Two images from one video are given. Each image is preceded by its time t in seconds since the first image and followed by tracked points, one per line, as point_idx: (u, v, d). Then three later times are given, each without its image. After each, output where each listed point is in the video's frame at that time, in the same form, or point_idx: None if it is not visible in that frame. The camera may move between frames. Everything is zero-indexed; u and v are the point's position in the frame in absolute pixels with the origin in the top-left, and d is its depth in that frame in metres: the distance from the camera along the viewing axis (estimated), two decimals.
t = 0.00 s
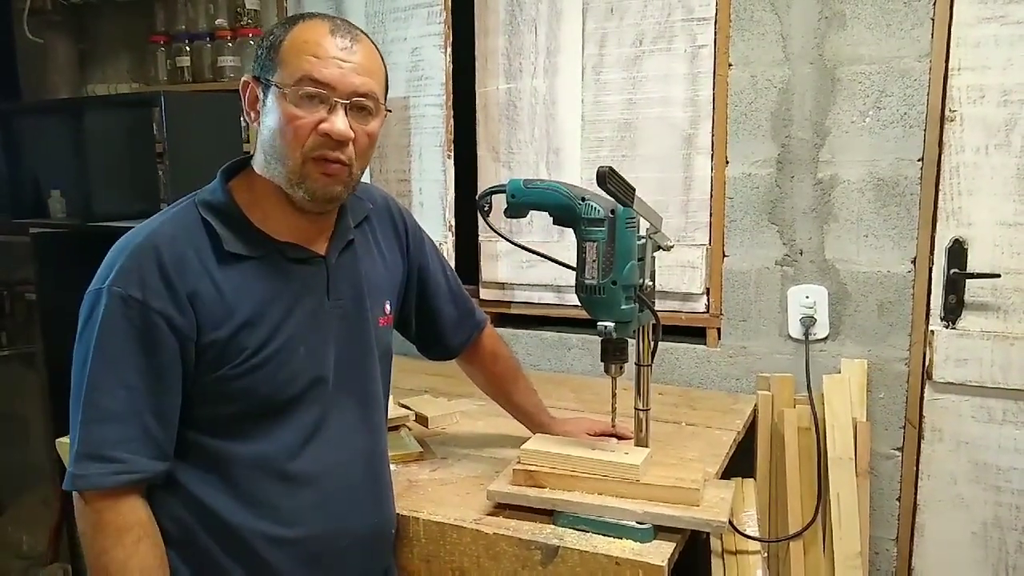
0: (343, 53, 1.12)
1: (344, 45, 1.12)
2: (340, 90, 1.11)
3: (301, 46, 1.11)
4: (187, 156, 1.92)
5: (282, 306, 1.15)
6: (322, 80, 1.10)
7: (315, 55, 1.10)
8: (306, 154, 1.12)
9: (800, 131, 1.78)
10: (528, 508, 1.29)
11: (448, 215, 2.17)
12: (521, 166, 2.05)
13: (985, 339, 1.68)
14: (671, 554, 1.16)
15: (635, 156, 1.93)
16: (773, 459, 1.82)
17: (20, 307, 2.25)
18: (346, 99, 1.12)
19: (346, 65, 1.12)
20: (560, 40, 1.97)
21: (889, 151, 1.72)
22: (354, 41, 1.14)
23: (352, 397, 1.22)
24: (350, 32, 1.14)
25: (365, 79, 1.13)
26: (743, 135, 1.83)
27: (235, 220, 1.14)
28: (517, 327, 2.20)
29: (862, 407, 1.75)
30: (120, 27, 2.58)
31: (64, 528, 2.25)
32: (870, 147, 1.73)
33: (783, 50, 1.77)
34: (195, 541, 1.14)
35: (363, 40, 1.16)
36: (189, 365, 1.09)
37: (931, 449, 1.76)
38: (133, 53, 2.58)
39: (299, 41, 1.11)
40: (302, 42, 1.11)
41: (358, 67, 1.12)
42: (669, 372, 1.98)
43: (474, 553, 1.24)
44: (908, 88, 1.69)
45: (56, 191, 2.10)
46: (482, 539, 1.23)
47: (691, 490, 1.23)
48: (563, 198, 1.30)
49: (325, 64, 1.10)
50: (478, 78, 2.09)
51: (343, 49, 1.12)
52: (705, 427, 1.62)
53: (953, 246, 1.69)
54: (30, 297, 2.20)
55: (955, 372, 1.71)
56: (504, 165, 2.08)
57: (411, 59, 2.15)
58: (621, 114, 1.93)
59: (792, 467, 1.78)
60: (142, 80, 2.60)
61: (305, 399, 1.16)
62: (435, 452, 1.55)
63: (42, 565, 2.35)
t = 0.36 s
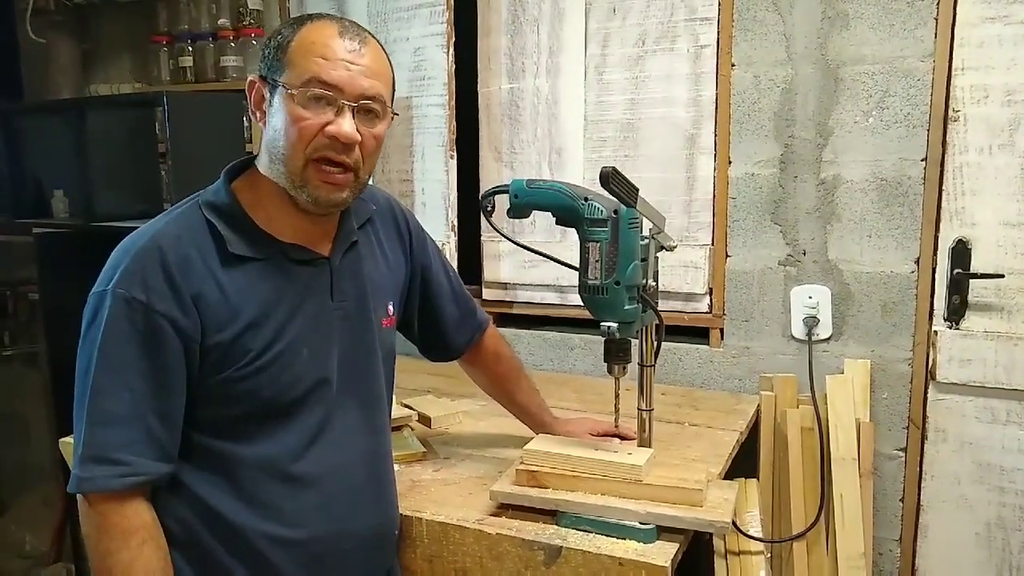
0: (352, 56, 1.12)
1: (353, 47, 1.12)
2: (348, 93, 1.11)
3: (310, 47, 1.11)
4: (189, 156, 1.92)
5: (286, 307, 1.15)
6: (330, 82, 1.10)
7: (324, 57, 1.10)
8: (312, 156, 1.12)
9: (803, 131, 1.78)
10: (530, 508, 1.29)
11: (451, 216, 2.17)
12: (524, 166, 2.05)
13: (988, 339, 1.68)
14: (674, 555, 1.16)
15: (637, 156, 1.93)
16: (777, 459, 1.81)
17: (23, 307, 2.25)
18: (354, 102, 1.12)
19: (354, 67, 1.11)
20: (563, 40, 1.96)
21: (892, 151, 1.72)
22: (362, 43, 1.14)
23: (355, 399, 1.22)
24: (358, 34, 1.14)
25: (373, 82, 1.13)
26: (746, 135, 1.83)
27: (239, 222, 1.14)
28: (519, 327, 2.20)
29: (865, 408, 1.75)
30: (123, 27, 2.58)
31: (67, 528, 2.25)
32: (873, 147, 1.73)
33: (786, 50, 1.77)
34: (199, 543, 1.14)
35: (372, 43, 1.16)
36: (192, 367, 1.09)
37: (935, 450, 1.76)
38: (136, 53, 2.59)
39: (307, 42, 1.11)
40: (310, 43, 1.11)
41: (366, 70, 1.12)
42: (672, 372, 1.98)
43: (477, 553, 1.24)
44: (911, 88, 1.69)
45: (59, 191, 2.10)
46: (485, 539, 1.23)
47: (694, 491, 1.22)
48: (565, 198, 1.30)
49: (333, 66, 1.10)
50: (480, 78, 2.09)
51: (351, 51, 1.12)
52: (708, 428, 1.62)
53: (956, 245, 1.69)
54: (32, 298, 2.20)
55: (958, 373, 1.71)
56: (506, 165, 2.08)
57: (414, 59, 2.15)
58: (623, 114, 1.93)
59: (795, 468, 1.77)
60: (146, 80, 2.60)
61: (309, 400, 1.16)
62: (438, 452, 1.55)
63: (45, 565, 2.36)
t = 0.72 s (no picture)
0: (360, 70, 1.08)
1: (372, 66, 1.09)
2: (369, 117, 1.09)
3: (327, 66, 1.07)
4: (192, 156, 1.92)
5: (278, 311, 1.14)
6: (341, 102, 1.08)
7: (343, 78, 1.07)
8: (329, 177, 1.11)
9: (806, 131, 1.78)
10: (532, 508, 1.29)
11: (453, 216, 2.17)
12: (525, 166, 2.05)
13: (991, 340, 1.68)
14: (676, 556, 1.15)
15: (640, 155, 1.93)
16: (778, 460, 1.81)
17: (25, 306, 2.26)
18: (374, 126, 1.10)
19: (377, 83, 1.09)
20: (565, 40, 1.96)
21: (895, 151, 1.71)
22: (380, 61, 1.10)
23: (350, 401, 1.22)
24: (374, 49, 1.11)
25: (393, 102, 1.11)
26: (748, 136, 1.82)
27: (229, 228, 1.13)
28: (521, 327, 2.20)
29: (866, 408, 1.75)
30: (127, 26, 2.59)
31: (69, 528, 2.25)
32: (876, 147, 1.73)
33: (788, 49, 1.77)
34: (197, 548, 1.14)
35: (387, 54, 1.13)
36: (186, 375, 1.09)
37: (937, 450, 1.76)
38: (139, 53, 2.59)
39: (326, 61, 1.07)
40: (316, 59, 1.08)
41: (377, 83, 1.09)
42: (674, 372, 1.98)
43: (479, 554, 1.25)
44: (914, 88, 1.68)
45: (61, 191, 2.11)
46: (487, 539, 1.23)
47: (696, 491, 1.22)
48: (567, 198, 1.30)
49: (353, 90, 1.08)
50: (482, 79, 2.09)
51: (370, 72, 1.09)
52: (710, 428, 1.62)
53: (959, 246, 1.69)
54: (35, 297, 2.20)
55: (960, 373, 1.70)
56: (508, 165, 2.08)
57: (416, 59, 2.15)
58: (626, 114, 1.93)
59: (798, 468, 1.77)
60: (150, 79, 2.60)
61: (305, 405, 1.16)
62: (439, 452, 1.55)
63: (48, 564, 2.37)
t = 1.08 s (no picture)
0: (334, 58, 1.19)
1: (334, 49, 1.19)
2: (334, 95, 1.18)
3: (291, 54, 1.18)
4: (202, 166, 2.01)
5: (291, 307, 1.19)
6: (316, 86, 1.17)
7: (306, 61, 1.17)
8: (309, 161, 1.19)
9: (791, 149, 1.86)
10: (522, 502, 1.37)
11: (452, 227, 2.24)
12: (523, 179, 2.13)
13: (966, 350, 1.75)
14: (655, 547, 1.22)
15: (632, 170, 2.01)
16: (763, 463, 1.88)
17: (37, 311, 2.34)
18: (341, 104, 1.19)
19: (340, 64, 1.19)
20: (562, 60, 2.05)
21: (874, 169, 1.79)
22: (343, 44, 1.20)
23: (358, 397, 1.26)
24: (338, 35, 1.21)
25: (358, 80, 1.20)
26: (735, 153, 1.91)
27: (246, 224, 1.19)
28: (517, 335, 2.27)
29: (848, 414, 1.82)
30: (141, 42, 2.69)
31: (76, 527, 2.32)
32: (857, 165, 1.81)
33: (774, 71, 1.85)
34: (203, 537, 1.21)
35: (353, 41, 1.23)
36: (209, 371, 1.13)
37: (916, 456, 1.82)
38: (152, 69, 2.69)
39: (288, 49, 1.18)
40: (291, 49, 1.18)
41: (350, 69, 1.19)
42: (664, 379, 2.05)
43: (470, 543, 1.31)
44: (893, 109, 1.77)
45: (76, 199, 2.14)
46: (478, 529, 1.30)
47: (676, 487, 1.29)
48: (558, 207, 1.38)
49: (316, 69, 1.17)
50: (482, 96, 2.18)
51: (332, 53, 1.19)
52: (695, 432, 1.69)
53: (935, 260, 1.76)
54: (47, 302, 2.28)
55: (937, 382, 1.78)
56: (506, 179, 2.16)
57: (419, 76, 2.24)
58: (619, 130, 2.01)
59: (780, 473, 1.85)
60: (163, 93, 2.70)
61: (322, 401, 1.21)
62: (435, 451, 1.62)
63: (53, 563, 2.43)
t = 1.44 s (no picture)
0: (375, 77, 1.17)
1: (373, 66, 1.17)
2: (376, 115, 1.17)
3: (333, 70, 1.14)
4: (202, 167, 2.01)
5: (292, 309, 1.19)
6: (360, 106, 1.15)
7: (350, 81, 1.14)
8: (345, 179, 1.18)
9: (790, 149, 1.86)
10: (521, 504, 1.36)
11: (452, 229, 2.24)
12: (522, 181, 2.13)
13: (965, 351, 1.75)
14: (655, 548, 1.22)
15: (632, 171, 2.01)
16: (762, 464, 1.89)
17: (36, 312, 2.34)
18: (381, 123, 1.18)
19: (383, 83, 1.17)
20: (561, 61, 2.05)
21: (873, 169, 1.79)
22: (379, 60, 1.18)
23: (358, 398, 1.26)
24: (372, 50, 1.19)
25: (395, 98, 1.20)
26: (735, 154, 1.91)
27: (247, 226, 1.19)
28: (516, 337, 2.27)
29: (847, 415, 1.82)
30: (141, 43, 2.69)
31: (75, 528, 2.32)
32: (856, 166, 1.81)
33: (773, 72, 1.85)
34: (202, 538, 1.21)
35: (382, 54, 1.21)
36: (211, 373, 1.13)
37: (915, 457, 1.82)
38: (151, 70, 2.68)
39: (328, 64, 1.14)
40: (332, 65, 1.14)
41: (388, 87, 1.18)
42: (663, 380, 2.05)
43: (470, 545, 1.31)
44: (891, 110, 1.77)
45: (76, 200, 2.13)
46: (478, 530, 1.30)
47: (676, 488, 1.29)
48: (557, 209, 1.38)
49: (361, 90, 1.15)
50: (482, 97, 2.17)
51: (374, 72, 1.17)
52: (694, 433, 1.69)
53: (935, 261, 1.76)
54: (47, 304, 2.28)
55: (936, 383, 1.78)
56: (506, 180, 2.16)
57: (418, 77, 2.24)
58: (618, 131, 2.01)
59: (780, 474, 1.85)
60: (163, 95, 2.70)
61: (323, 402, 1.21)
62: (434, 452, 1.62)
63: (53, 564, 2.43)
